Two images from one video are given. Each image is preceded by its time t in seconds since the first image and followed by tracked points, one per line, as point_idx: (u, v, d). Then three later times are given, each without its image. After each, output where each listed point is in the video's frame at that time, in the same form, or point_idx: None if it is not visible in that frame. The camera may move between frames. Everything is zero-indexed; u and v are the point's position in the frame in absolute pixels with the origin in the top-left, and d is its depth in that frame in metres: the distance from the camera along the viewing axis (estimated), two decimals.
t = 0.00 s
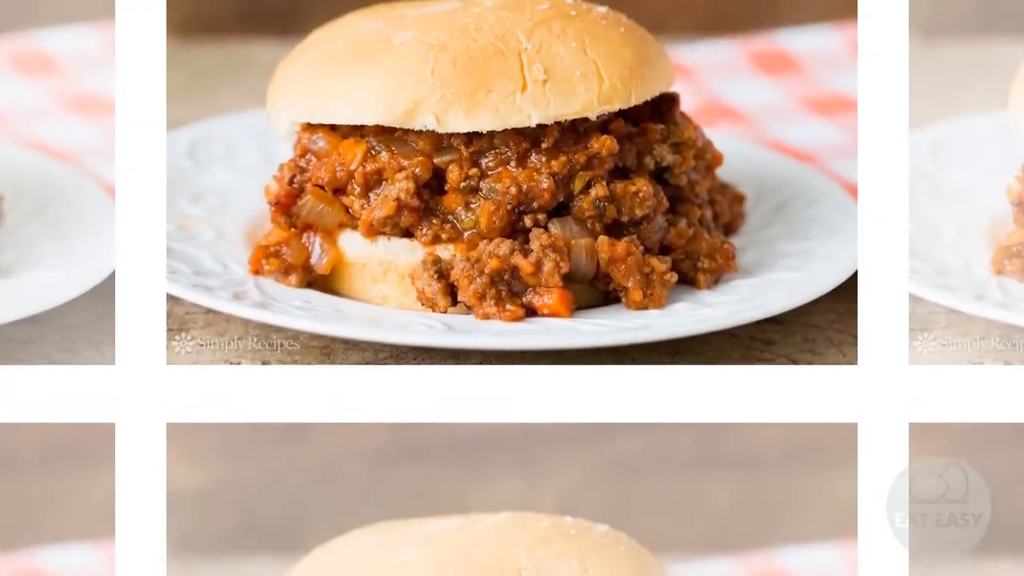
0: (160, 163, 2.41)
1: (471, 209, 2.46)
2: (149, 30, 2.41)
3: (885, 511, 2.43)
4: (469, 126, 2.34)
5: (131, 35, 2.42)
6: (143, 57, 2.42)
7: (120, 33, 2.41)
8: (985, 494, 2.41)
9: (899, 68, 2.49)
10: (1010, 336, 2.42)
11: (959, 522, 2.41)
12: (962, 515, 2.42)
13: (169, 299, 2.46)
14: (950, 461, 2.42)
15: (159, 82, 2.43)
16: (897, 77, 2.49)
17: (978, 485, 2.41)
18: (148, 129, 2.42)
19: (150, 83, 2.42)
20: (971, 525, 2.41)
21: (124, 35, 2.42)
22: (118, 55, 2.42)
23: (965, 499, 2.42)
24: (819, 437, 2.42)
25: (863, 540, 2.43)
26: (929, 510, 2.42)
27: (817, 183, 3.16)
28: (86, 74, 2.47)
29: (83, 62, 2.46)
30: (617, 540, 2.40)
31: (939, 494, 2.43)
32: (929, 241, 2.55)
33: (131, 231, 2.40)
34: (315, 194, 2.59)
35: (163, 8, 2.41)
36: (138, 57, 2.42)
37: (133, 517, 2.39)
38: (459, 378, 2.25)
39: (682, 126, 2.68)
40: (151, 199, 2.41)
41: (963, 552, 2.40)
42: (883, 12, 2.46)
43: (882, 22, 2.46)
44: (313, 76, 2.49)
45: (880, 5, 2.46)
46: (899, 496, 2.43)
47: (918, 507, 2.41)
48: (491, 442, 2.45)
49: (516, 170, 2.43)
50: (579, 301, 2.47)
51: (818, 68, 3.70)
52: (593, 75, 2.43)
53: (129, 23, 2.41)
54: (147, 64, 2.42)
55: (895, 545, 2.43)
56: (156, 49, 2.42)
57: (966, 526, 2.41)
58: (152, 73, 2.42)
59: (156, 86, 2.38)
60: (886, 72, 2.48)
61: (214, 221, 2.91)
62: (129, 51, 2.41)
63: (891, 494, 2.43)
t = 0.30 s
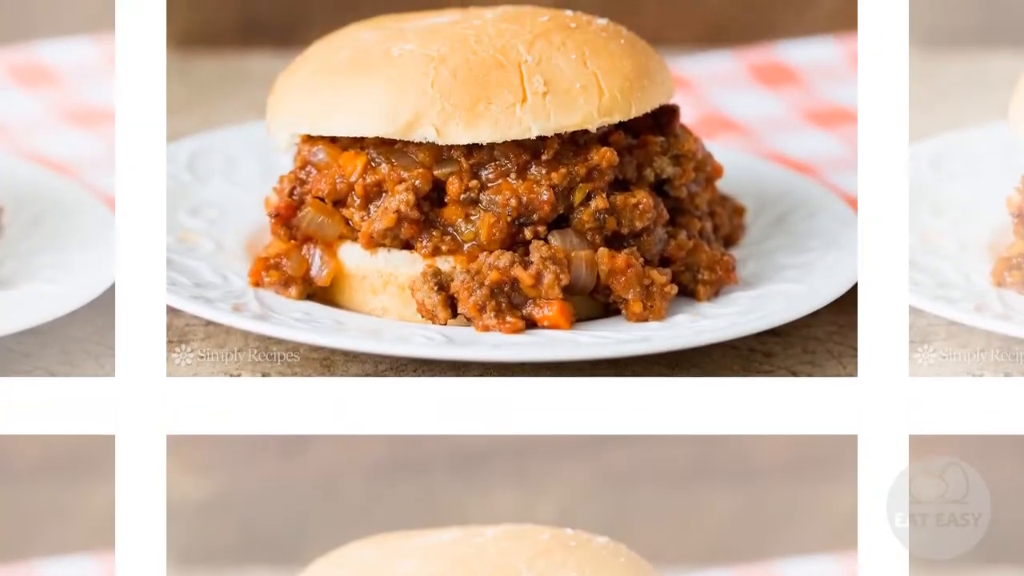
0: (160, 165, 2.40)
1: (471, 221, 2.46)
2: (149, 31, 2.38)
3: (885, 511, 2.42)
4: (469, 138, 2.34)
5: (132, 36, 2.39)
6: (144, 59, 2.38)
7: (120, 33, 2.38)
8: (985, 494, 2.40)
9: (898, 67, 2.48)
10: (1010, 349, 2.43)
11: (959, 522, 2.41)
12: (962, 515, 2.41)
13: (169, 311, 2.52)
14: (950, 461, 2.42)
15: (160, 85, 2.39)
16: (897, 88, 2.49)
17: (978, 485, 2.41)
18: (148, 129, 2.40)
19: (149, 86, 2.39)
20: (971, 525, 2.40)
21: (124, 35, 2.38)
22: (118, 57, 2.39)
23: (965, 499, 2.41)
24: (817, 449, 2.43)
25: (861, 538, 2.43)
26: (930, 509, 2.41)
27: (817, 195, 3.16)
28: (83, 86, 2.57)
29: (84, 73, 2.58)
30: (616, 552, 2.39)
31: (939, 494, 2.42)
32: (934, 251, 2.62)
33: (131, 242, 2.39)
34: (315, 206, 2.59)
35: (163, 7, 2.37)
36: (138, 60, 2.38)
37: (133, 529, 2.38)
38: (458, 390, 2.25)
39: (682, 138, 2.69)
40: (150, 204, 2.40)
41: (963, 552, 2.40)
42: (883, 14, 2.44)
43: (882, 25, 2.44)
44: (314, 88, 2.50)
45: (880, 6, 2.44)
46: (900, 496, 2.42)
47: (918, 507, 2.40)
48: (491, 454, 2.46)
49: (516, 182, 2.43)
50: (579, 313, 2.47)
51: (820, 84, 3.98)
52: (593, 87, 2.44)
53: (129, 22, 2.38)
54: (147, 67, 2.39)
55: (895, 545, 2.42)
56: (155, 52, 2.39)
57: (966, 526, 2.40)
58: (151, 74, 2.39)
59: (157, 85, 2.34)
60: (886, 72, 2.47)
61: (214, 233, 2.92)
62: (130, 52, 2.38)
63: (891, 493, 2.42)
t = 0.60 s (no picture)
0: (160, 160, 2.42)
1: (471, 233, 2.46)
2: (149, 27, 2.43)
3: (886, 510, 2.42)
4: (469, 149, 2.34)
5: (131, 36, 2.43)
6: (143, 59, 2.43)
7: (120, 33, 2.42)
8: (985, 495, 2.40)
9: (899, 68, 2.49)
10: (1010, 360, 2.42)
11: (959, 522, 2.41)
12: (962, 515, 2.41)
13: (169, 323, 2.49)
14: (951, 461, 2.41)
15: (160, 84, 2.44)
16: (896, 99, 2.50)
17: (979, 485, 2.40)
18: (148, 129, 2.42)
19: (149, 86, 2.43)
20: (970, 524, 2.40)
21: (124, 35, 2.43)
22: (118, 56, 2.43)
23: (965, 500, 2.41)
24: (817, 460, 2.40)
25: (861, 542, 2.42)
26: (930, 510, 2.42)
27: (817, 206, 3.17)
28: (85, 98, 2.51)
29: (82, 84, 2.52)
30: (617, 565, 2.38)
31: (940, 494, 2.42)
32: (934, 264, 2.60)
33: (131, 252, 2.41)
34: (315, 218, 2.59)
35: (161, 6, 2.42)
36: (136, 61, 2.43)
37: (133, 542, 2.38)
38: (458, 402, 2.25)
39: (682, 150, 2.69)
40: (150, 205, 2.42)
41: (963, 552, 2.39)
42: (883, 12, 2.46)
43: (882, 22, 2.47)
44: (314, 100, 2.50)
45: (880, 6, 2.47)
46: (899, 496, 2.42)
47: (918, 507, 2.41)
48: (490, 464, 2.42)
49: (516, 194, 2.43)
50: (579, 325, 2.47)
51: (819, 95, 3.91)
52: (593, 99, 2.44)
53: (128, 20, 2.42)
54: (146, 68, 2.43)
55: (896, 545, 2.42)
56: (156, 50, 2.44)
57: (966, 525, 2.40)
58: (151, 77, 2.44)
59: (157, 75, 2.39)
60: (886, 72, 2.48)
61: (214, 244, 2.92)
62: (129, 51, 2.42)
63: (892, 493, 2.42)
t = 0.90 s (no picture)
0: (159, 163, 2.42)
1: (471, 245, 2.46)
2: (149, 25, 2.40)
3: (886, 511, 2.41)
4: (469, 161, 2.34)
5: (131, 34, 2.41)
6: (143, 59, 2.41)
7: (120, 32, 2.41)
8: (985, 494, 2.38)
9: (898, 69, 2.49)
10: (1010, 372, 2.41)
11: (959, 522, 2.39)
12: (962, 515, 2.40)
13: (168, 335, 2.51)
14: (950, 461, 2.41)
15: (160, 86, 2.41)
16: (895, 111, 2.50)
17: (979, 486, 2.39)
18: (147, 129, 2.42)
19: (149, 87, 2.41)
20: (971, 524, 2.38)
21: (123, 35, 2.41)
22: (118, 55, 2.41)
23: (965, 499, 2.40)
24: (817, 471, 2.40)
25: (861, 545, 2.41)
26: (930, 510, 2.40)
27: (817, 218, 3.17)
28: (87, 110, 2.56)
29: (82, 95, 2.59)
30: None
31: (940, 494, 2.41)
32: (933, 274, 2.63)
33: (130, 262, 2.40)
34: (315, 229, 2.59)
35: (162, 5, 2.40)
36: (136, 55, 2.40)
37: (134, 554, 2.37)
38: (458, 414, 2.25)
39: (682, 162, 2.70)
40: (150, 208, 2.42)
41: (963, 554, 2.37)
42: (883, 13, 2.45)
43: (882, 22, 2.45)
44: (314, 112, 2.51)
45: (880, 6, 2.45)
46: (899, 497, 2.41)
47: (918, 507, 2.39)
48: (492, 476, 2.42)
49: (516, 206, 2.44)
50: (579, 336, 2.47)
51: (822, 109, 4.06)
52: (593, 111, 2.45)
53: (128, 17, 2.40)
54: (146, 70, 2.42)
55: (896, 546, 2.40)
56: (156, 47, 2.41)
57: (966, 526, 2.38)
58: (150, 78, 2.41)
59: (157, 74, 2.36)
60: (886, 73, 2.48)
61: (214, 256, 2.92)
62: (128, 50, 2.40)
63: (891, 493, 2.41)
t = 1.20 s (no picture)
0: (159, 167, 2.41)
1: (471, 257, 2.46)
2: (149, 27, 2.39)
3: (885, 510, 2.40)
4: (469, 173, 2.35)
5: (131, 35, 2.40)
6: (143, 61, 2.39)
7: (120, 32, 2.39)
8: (985, 494, 2.34)
9: (898, 64, 2.49)
10: (1010, 385, 2.42)
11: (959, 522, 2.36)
12: (962, 515, 2.36)
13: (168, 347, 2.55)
14: (949, 460, 2.38)
15: (160, 91, 2.41)
16: (895, 119, 2.50)
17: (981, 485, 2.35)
18: (148, 129, 2.41)
19: (148, 91, 2.40)
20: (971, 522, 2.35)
21: (123, 34, 2.39)
22: (117, 55, 2.40)
23: (965, 499, 2.36)
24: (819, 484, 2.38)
25: (861, 544, 2.41)
26: (930, 509, 2.38)
27: (817, 230, 3.18)
28: (86, 124, 2.71)
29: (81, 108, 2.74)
30: None
31: (939, 494, 2.38)
32: (933, 286, 2.68)
33: (130, 272, 2.41)
34: (315, 241, 2.60)
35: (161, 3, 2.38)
36: (135, 56, 2.39)
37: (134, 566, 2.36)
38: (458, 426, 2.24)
39: (683, 174, 2.70)
40: (150, 213, 2.42)
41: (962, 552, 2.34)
42: (883, 12, 2.44)
43: (882, 22, 2.45)
44: (314, 124, 2.52)
45: (880, 4, 2.44)
46: (899, 497, 2.39)
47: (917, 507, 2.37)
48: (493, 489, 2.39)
49: (516, 218, 2.44)
50: (579, 348, 2.47)
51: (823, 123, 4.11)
52: (593, 123, 2.45)
53: (127, 16, 2.38)
54: (146, 75, 2.40)
55: (896, 547, 2.40)
56: (155, 50, 2.40)
57: (965, 524, 2.36)
58: (150, 80, 2.40)
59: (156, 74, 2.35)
60: (886, 71, 2.48)
61: (214, 268, 2.93)
62: (128, 52, 2.39)
63: (891, 493, 2.39)
